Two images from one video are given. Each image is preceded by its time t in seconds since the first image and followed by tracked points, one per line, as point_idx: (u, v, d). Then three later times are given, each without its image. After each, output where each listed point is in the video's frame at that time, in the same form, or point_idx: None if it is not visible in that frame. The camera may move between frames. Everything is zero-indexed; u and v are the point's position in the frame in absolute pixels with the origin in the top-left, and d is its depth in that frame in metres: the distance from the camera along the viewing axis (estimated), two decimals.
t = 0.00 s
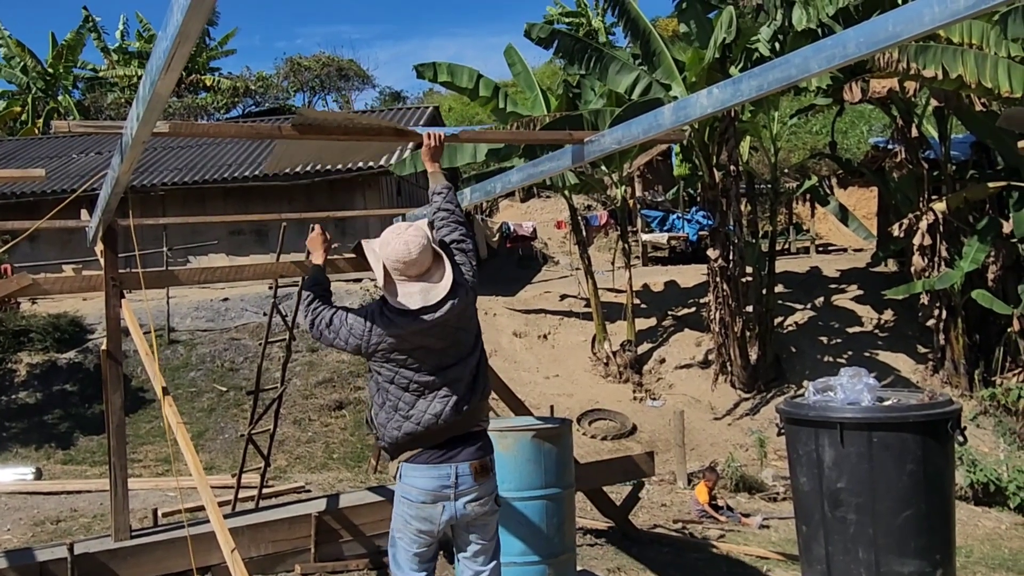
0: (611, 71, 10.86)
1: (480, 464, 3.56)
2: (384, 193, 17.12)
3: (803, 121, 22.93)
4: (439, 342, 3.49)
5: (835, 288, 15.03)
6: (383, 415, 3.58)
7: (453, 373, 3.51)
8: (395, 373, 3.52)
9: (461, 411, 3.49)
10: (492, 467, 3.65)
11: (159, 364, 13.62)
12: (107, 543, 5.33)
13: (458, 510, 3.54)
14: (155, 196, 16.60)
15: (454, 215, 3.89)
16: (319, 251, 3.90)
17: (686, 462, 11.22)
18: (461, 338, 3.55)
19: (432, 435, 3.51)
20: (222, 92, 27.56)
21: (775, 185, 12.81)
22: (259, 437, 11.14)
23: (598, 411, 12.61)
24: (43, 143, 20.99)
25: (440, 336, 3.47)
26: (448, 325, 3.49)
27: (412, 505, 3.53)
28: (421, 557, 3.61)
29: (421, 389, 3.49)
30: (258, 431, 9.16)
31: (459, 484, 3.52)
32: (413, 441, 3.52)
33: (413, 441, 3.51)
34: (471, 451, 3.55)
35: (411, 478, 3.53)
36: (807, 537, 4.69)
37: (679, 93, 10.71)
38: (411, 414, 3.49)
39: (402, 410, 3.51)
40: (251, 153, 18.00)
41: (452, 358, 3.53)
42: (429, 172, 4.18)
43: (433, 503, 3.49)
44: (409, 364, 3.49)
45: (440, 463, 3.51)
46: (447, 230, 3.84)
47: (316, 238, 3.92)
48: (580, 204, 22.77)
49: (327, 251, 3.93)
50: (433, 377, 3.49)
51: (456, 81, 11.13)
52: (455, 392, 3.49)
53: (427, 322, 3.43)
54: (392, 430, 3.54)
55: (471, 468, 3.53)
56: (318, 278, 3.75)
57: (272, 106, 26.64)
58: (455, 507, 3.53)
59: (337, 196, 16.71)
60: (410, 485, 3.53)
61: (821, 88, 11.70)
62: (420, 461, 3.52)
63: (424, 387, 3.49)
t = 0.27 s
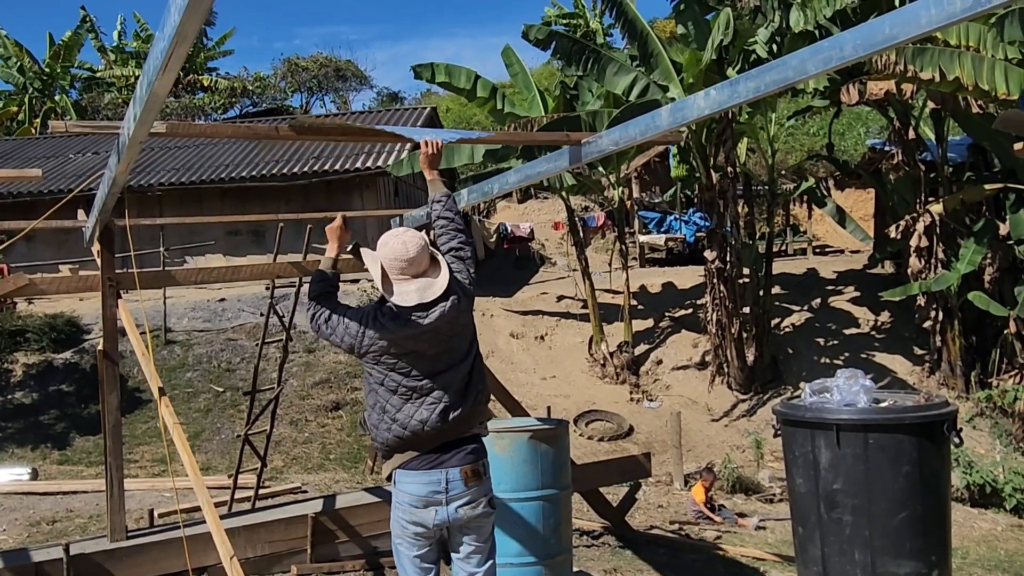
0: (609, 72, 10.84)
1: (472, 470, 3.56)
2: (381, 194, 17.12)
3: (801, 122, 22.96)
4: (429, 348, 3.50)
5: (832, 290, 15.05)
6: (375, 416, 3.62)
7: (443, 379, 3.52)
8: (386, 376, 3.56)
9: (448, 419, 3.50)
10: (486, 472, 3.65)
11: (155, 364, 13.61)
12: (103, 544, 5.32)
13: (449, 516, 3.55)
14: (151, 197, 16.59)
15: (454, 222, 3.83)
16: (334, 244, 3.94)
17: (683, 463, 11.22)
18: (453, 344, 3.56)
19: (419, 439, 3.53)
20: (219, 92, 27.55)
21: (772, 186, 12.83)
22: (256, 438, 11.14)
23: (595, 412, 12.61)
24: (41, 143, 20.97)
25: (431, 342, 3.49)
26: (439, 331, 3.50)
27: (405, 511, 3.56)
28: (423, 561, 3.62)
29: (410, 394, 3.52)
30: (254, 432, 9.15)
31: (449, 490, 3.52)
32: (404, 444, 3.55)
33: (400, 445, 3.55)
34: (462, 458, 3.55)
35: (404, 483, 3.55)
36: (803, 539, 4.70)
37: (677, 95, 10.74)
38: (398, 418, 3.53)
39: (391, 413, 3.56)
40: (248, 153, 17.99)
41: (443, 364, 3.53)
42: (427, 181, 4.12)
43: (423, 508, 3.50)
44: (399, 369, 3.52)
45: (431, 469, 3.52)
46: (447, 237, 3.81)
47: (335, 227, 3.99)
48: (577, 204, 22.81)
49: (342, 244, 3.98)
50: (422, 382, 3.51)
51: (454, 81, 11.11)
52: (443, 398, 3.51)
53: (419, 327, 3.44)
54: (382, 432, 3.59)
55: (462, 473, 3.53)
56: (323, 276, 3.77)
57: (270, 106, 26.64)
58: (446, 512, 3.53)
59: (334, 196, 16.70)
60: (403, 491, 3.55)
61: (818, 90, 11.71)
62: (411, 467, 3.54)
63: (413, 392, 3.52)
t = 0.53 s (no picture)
0: (607, 72, 10.84)
1: (462, 470, 3.58)
2: (379, 193, 17.12)
3: (798, 123, 22.99)
4: (418, 350, 3.55)
5: (829, 290, 15.05)
6: (363, 412, 3.65)
7: (430, 381, 3.56)
8: (375, 374, 3.59)
9: (434, 419, 3.52)
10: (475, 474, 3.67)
11: (152, 363, 13.59)
12: (100, 542, 5.31)
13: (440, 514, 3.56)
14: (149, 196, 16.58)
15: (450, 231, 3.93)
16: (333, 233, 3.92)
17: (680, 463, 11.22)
18: (443, 349, 3.61)
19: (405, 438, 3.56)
20: (217, 91, 27.54)
21: (770, 186, 12.83)
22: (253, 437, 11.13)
23: (592, 412, 12.61)
24: (38, 141, 20.94)
25: (421, 344, 3.54)
26: (429, 334, 3.55)
27: (396, 510, 3.54)
28: (415, 560, 3.60)
29: (397, 392, 3.55)
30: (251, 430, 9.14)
31: (441, 489, 3.53)
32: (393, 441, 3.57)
33: (387, 441, 3.57)
34: (452, 458, 3.57)
35: (395, 483, 3.54)
36: (801, 538, 4.70)
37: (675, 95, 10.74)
38: (386, 413, 3.56)
39: (378, 408, 3.59)
40: (246, 153, 17.97)
41: (432, 367, 3.58)
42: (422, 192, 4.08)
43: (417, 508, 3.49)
44: (388, 367, 3.57)
45: (422, 468, 3.52)
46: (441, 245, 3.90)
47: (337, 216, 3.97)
48: (575, 204, 22.84)
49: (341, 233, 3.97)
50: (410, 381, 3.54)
51: (452, 80, 11.10)
52: (430, 399, 3.54)
53: (409, 328, 3.49)
54: (369, 427, 3.62)
55: (453, 473, 3.55)
56: (318, 265, 3.72)
57: (267, 105, 26.62)
58: (437, 511, 3.54)
59: (332, 196, 16.70)
60: (394, 490, 3.54)
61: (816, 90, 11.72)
62: (402, 466, 3.53)
63: (401, 390, 3.55)
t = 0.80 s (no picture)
0: (606, 72, 10.85)
1: (468, 466, 3.64)
2: (377, 193, 17.11)
3: (797, 124, 23.01)
4: (418, 349, 3.59)
5: (827, 291, 15.06)
6: (365, 410, 3.66)
7: (431, 378, 3.60)
8: (376, 372, 3.61)
9: (438, 414, 3.57)
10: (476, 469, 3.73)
11: (150, 363, 13.58)
12: (97, 542, 5.30)
13: (448, 511, 3.60)
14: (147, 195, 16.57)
15: (443, 229, 3.99)
16: (335, 237, 3.94)
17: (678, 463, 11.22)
18: (440, 347, 3.65)
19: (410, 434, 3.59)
20: (215, 90, 27.53)
21: (768, 187, 12.83)
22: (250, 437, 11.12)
23: (590, 412, 12.61)
24: (36, 140, 20.95)
25: (419, 343, 3.57)
26: (428, 333, 3.58)
27: (406, 509, 3.54)
28: (423, 558, 3.60)
29: (399, 389, 3.58)
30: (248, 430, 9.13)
31: (450, 485, 3.57)
32: (396, 440, 3.59)
33: (392, 438, 3.59)
34: (456, 453, 3.62)
35: (403, 481, 3.55)
36: (798, 539, 4.70)
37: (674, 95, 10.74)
38: (391, 410, 3.58)
39: (383, 404, 3.60)
40: (244, 152, 17.96)
41: (432, 364, 3.62)
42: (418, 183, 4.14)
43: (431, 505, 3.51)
44: (389, 365, 3.59)
45: (430, 466, 3.55)
46: (434, 242, 3.95)
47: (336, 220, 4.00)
48: (574, 204, 22.86)
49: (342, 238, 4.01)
50: (412, 379, 3.57)
51: (451, 81, 11.11)
52: (432, 396, 3.58)
53: (408, 326, 3.53)
54: (373, 425, 3.63)
55: (461, 469, 3.60)
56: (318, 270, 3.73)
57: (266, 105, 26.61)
58: (446, 508, 3.58)
59: (330, 195, 16.69)
60: (402, 488, 3.55)
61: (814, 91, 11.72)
62: (411, 463, 3.55)
63: (403, 388, 3.58)
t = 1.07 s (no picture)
0: (603, 73, 10.87)
1: (475, 450, 3.80)
2: (374, 193, 17.11)
3: (794, 124, 23.02)
4: (427, 337, 3.71)
5: (824, 292, 15.08)
6: (380, 405, 3.74)
7: (443, 363, 3.73)
8: (389, 364, 3.69)
9: (451, 397, 3.72)
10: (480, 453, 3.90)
11: (146, 363, 13.57)
12: (93, 542, 5.29)
13: (459, 493, 3.75)
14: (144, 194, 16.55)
15: (431, 215, 4.12)
16: (321, 247, 4.00)
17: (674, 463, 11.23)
18: (446, 334, 3.78)
19: (429, 421, 3.71)
20: (212, 89, 27.51)
21: (766, 188, 12.85)
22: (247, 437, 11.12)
23: (586, 412, 12.62)
24: (32, 139, 20.93)
25: (428, 331, 3.69)
26: (436, 321, 3.71)
27: (419, 493, 3.66)
28: (428, 542, 3.73)
29: (414, 379, 3.68)
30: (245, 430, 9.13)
31: (462, 468, 3.73)
32: (411, 430, 3.70)
33: (411, 426, 3.69)
34: (467, 436, 3.78)
35: (414, 467, 3.66)
36: (794, 539, 4.70)
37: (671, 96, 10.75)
38: (409, 400, 3.67)
39: (399, 397, 3.69)
40: (241, 152, 17.94)
41: (441, 351, 3.75)
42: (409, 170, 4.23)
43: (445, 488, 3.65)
44: (402, 356, 3.69)
45: (442, 449, 3.70)
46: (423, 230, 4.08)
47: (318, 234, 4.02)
48: (571, 204, 22.87)
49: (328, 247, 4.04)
50: (425, 366, 3.69)
51: (448, 81, 11.12)
52: (445, 381, 3.72)
53: (418, 315, 3.64)
54: (390, 418, 3.71)
55: (470, 452, 3.76)
56: (312, 277, 3.78)
57: (263, 104, 26.59)
58: (458, 490, 3.73)
59: (327, 195, 16.69)
60: (415, 473, 3.66)
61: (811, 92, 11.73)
62: (423, 448, 3.69)
63: (418, 376, 3.68)
